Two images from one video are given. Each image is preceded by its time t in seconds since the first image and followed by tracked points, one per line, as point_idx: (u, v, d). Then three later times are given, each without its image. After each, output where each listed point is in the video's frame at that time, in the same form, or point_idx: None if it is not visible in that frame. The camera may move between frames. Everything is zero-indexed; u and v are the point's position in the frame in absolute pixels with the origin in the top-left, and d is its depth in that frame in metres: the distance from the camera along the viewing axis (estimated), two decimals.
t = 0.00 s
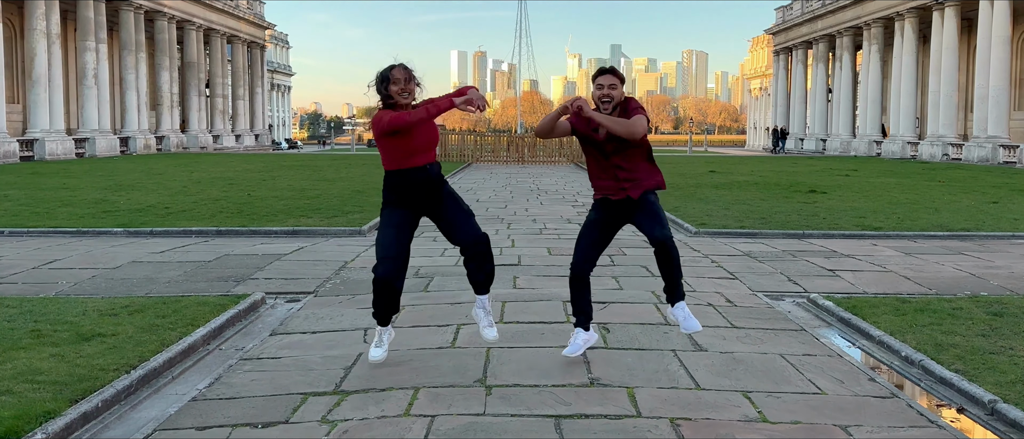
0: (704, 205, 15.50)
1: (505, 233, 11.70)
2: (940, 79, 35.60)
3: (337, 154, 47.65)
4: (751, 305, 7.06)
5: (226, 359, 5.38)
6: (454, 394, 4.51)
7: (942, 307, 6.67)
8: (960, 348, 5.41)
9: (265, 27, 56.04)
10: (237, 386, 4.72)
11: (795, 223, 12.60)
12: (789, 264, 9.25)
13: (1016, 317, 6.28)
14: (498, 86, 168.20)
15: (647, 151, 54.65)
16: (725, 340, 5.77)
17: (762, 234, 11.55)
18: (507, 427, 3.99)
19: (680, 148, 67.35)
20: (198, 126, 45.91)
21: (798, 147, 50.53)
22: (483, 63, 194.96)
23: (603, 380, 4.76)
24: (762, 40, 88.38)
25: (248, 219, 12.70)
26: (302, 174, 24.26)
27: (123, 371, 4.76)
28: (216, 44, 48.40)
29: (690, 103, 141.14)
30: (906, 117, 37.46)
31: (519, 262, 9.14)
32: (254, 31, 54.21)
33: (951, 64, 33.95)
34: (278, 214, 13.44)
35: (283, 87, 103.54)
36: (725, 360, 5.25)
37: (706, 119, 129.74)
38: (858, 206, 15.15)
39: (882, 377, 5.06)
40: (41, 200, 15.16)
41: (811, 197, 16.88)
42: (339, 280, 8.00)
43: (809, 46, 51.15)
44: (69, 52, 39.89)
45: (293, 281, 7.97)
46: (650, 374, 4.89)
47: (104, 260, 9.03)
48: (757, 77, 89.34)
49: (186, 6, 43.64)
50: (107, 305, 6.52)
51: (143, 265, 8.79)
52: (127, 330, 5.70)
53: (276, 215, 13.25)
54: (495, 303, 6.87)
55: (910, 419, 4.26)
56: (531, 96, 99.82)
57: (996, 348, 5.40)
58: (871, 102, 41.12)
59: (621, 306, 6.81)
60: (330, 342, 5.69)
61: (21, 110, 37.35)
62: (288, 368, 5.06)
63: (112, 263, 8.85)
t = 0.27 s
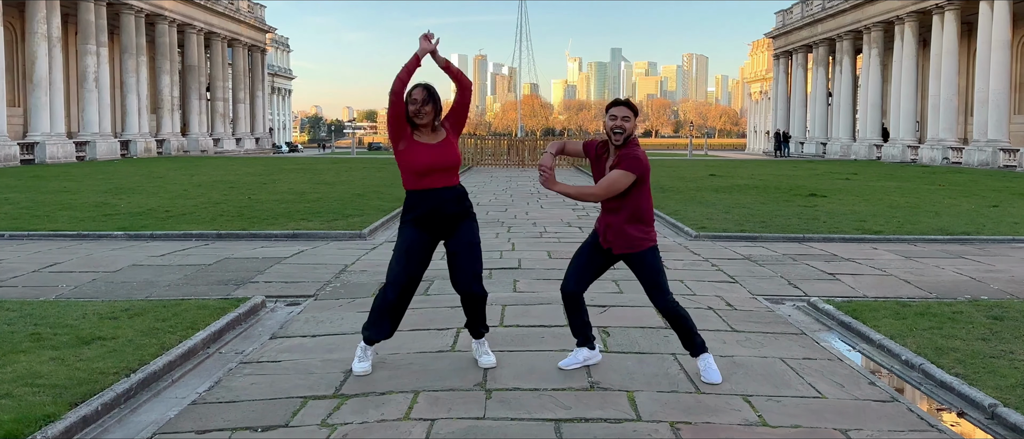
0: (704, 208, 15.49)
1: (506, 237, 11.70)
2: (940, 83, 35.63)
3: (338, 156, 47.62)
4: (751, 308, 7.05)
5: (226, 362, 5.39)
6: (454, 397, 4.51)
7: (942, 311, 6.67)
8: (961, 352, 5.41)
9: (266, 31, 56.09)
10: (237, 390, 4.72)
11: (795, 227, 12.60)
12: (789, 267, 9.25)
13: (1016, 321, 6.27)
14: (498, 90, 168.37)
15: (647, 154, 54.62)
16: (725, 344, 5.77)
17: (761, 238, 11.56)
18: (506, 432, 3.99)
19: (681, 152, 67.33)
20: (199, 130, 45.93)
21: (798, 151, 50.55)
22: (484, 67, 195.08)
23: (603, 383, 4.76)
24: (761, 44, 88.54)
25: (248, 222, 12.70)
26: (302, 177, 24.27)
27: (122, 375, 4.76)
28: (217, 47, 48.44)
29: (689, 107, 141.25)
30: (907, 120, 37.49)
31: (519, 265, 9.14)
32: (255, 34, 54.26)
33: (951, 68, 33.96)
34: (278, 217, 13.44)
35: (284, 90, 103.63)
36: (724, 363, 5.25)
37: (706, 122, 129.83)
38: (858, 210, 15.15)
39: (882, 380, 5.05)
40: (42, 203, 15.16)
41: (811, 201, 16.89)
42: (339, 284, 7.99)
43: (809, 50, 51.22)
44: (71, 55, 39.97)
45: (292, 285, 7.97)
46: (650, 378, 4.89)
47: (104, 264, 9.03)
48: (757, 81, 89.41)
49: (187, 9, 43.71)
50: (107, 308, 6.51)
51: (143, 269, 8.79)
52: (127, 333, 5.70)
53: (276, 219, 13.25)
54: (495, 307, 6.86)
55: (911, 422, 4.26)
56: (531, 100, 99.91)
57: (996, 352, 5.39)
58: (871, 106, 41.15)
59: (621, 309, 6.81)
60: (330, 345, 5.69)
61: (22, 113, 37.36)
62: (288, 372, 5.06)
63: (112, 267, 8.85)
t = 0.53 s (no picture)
0: (705, 211, 15.50)
1: (506, 240, 11.71)
2: (940, 86, 35.65)
3: (338, 159, 47.65)
4: (751, 312, 7.04)
5: (226, 365, 5.38)
6: (454, 400, 4.50)
7: (943, 314, 6.66)
8: (961, 356, 5.40)
9: (266, 34, 56.15)
10: (236, 393, 4.72)
11: (795, 230, 12.61)
12: (789, 271, 9.24)
13: (1016, 324, 6.27)
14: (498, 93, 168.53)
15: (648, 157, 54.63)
16: (725, 347, 5.76)
17: (761, 241, 11.56)
18: (506, 435, 3.98)
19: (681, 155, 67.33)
20: (199, 133, 45.97)
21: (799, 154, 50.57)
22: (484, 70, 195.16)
23: (603, 387, 4.76)
24: (761, 47, 88.63)
25: (248, 225, 12.70)
26: (302, 180, 24.28)
27: (122, 378, 4.75)
28: (218, 50, 48.48)
29: (690, 110, 141.31)
30: (907, 124, 37.49)
31: (519, 268, 9.14)
32: (255, 37, 54.31)
33: (951, 71, 33.96)
34: (278, 220, 13.44)
35: (285, 93, 103.73)
36: (725, 367, 5.25)
37: (706, 125, 129.87)
38: (859, 213, 15.15)
39: (883, 384, 5.05)
40: (42, 206, 15.17)
41: (811, 204, 16.90)
42: (339, 287, 7.99)
43: (809, 53, 51.28)
44: (71, 58, 40.06)
45: (293, 288, 7.96)
46: (650, 381, 4.88)
47: (104, 267, 9.03)
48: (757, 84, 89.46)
49: (188, 12, 43.75)
50: (107, 312, 6.51)
51: (143, 271, 8.79)
52: (127, 336, 5.70)
53: (277, 222, 13.25)
54: (495, 310, 6.85)
55: (911, 426, 4.25)
56: (531, 103, 99.96)
57: (996, 356, 5.39)
58: (871, 109, 41.17)
59: (621, 313, 6.80)
60: (330, 348, 5.69)
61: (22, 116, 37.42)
62: (287, 375, 5.06)
63: (112, 270, 8.85)
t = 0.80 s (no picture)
0: (705, 214, 15.50)
1: (506, 242, 11.71)
2: (940, 89, 35.67)
3: (339, 162, 47.67)
4: (751, 314, 7.04)
5: (226, 368, 5.38)
6: (454, 404, 4.50)
7: (943, 317, 6.66)
8: (961, 359, 5.39)
9: (267, 36, 56.22)
10: (236, 396, 4.71)
11: (795, 232, 12.61)
12: (789, 273, 9.24)
13: (1017, 327, 6.26)
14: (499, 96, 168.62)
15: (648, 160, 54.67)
16: (725, 350, 5.76)
17: (761, 244, 11.55)
18: None
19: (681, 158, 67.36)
20: (200, 136, 46.00)
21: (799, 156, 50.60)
22: (485, 72, 195.30)
23: (603, 390, 4.75)
24: (762, 50, 88.68)
25: (248, 228, 12.71)
26: (303, 182, 24.29)
27: (121, 381, 4.75)
28: (218, 53, 48.52)
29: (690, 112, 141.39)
30: (907, 126, 37.50)
31: (520, 270, 9.15)
32: (256, 40, 54.37)
33: (951, 74, 33.97)
34: (278, 223, 13.45)
35: (285, 95, 103.84)
36: (725, 370, 5.24)
37: (706, 128, 129.89)
38: (859, 216, 15.15)
39: (883, 387, 5.04)
40: (43, 209, 15.18)
41: (811, 206, 16.90)
42: (339, 290, 7.98)
43: (809, 56, 51.34)
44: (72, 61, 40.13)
45: (293, 291, 7.96)
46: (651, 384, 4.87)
47: (104, 270, 9.03)
48: (757, 86, 89.51)
49: (188, 15, 43.78)
50: (107, 315, 6.51)
51: (143, 274, 8.79)
52: (126, 339, 5.70)
53: (277, 224, 13.26)
54: (495, 313, 6.85)
55: (911, 429, 4.25)
56: (532, 106, 100.04)
57: (997, 358, 5.38)
58: (872, 111, 41.19)
59: (621, 316, 6.80)
60: (330, 351, 5.68)
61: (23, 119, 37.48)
62: (287, 378, 5.05)
63: (112, 273, 8.85)
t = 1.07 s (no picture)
0: (706, 216, 15.50)
1: (506, 244, 11.71)
2: (940, 91, 35.67)
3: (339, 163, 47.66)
4: (752, 316, 7.04)
5: (226, 371, 5.38)
6: (454, 406, 4.50)
7: (943, 319, 6.65)
8: (962, 360, 5.39)
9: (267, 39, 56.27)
10: (236, 398, 4.71)
11: (795, 234, 12.60)
12: (790, 275, 9.23)
13: (1017, 329, 6.26)
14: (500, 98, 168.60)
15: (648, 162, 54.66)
16: (726, 352, 5.75)
17: (762, 245, 11.55)
18: None
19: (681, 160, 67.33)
20: (200, 138, 46.00)
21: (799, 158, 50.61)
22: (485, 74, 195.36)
23: (603, 392, 4.75)
24: (762, 52, 88.69)
25: (249, 230, 12.71)
26: (303, 184, 24.29)
27: (121, 383, 4.75)
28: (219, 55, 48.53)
29: (690, 114, 141.40)
30: (907, 128, 37.51)
31: (520, 272, 9.14)
32: (256, 42, 54.40)
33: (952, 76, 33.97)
34: (279, 225, 13.44)
35: (286, 97, 103.86)
36: (725, 372, 5.24)
37: (706, 130, 129.86)
38: (859, 217, 15.15)
39: (884, 389, 5.04)
40: (43, 211, 15.17)
41: (812, 208, 16.90)
42: (339, 292, 7.98)
43: (809, 58, 51.38)
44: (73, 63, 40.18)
45: (293, 293, 7.96)
46: (651, 386, 4.87)
47: (104, 272, 9.02)
48: (757, 88, 89.53)
49: (189, 17, 43.79)
50: (107, 317, 6.51)
51: (143, 276, 8.79)
52: (127, 341, 5.70)
53: (278, 226, 13.26)
54: (495, 315, 6.84)
55: (912, 431, 4.25)
56: (532, 108, 100.07)
57: (997, 360, 5.37)
58: (872, 113, 41.18)
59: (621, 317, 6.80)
60: (330, 353, 5.68)
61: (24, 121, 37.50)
62: (287, 380, 5.05)
63: (112, 275, 8.84)
